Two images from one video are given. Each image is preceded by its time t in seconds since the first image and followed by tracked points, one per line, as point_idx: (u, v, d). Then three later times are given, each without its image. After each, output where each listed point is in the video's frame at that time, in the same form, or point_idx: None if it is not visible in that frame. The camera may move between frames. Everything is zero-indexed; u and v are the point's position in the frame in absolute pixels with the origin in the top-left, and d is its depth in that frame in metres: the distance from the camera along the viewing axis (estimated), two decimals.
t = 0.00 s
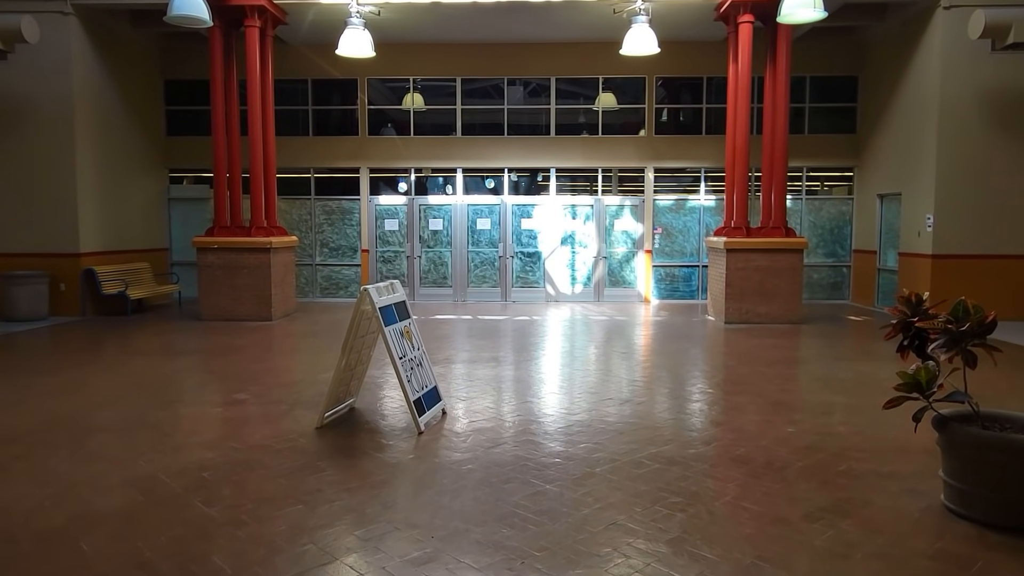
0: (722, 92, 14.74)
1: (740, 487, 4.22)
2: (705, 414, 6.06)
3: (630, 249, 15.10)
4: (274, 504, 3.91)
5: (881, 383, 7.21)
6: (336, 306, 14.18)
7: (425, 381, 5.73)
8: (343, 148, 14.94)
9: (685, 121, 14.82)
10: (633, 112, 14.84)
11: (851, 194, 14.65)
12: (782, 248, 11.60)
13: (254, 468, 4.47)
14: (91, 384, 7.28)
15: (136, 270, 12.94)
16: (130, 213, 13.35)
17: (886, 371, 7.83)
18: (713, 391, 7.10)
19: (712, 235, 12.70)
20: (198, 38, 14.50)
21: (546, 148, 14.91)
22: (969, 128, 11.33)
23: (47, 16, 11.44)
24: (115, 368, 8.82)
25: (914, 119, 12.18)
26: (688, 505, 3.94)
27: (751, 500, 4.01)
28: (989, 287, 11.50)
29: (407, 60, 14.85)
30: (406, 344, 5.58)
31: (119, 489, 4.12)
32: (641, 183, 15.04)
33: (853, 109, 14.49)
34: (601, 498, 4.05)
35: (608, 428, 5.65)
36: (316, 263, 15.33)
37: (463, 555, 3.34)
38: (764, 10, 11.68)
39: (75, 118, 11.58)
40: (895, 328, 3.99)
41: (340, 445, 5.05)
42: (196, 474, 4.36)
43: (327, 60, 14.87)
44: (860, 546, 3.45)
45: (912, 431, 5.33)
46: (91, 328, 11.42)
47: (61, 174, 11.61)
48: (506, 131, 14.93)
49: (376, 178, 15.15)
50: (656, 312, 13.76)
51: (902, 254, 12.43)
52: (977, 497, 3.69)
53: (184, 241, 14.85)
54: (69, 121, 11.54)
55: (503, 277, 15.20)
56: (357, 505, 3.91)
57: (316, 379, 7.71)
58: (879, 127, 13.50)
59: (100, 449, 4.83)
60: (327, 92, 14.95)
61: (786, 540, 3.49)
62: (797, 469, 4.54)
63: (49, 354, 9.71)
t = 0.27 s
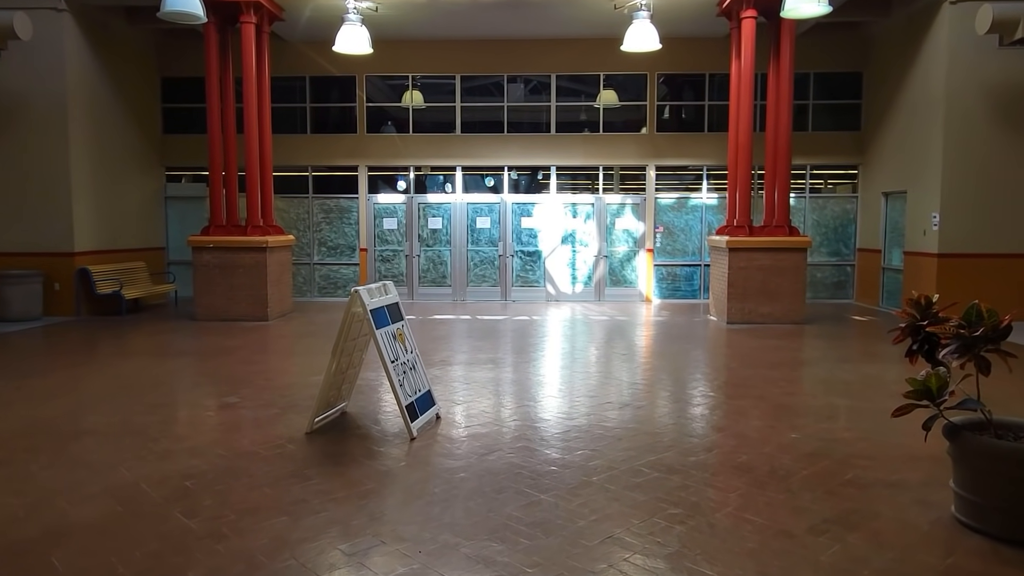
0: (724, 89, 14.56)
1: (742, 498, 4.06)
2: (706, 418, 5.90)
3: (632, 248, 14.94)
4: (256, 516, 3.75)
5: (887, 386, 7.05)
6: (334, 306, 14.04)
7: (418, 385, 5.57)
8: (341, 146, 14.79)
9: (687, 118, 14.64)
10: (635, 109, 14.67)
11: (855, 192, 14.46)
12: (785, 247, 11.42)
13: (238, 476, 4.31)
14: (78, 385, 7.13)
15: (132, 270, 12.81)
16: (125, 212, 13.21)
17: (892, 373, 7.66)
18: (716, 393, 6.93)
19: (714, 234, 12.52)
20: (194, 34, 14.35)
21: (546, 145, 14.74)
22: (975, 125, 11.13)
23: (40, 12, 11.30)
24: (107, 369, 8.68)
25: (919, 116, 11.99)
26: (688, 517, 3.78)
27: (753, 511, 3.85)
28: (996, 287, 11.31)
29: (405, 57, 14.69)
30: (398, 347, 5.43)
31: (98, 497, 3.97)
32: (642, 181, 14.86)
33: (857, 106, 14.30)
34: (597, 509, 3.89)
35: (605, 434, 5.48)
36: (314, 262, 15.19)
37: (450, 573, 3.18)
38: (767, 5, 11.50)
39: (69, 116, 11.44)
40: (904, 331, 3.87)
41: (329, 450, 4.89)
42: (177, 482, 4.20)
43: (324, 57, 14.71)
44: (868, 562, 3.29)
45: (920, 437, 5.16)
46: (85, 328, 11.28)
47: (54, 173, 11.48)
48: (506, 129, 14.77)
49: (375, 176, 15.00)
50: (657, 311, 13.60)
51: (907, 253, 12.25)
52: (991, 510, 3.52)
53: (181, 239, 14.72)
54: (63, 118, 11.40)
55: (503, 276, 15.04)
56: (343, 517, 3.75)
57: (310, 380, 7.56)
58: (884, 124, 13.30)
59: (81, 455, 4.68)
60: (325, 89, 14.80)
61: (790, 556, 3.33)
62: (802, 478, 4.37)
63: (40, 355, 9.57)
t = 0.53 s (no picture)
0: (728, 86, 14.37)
1: (742, 505, 3.90)
2: (707, 421, 5.74)
3: (634, 246, 14.77)
4: (234, 523, 3.60)
5: (893, 387, 6.87)
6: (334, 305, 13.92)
7: (410, 386, 5.42)
8: (340, 143, 14.67)
9: (691, 115, 14.46)
10: (637, 106, 14.49)
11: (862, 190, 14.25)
12: (790, 246, 11.23)
13: (220, 481, 4.17)
14: (67, 384, 7.01)
15: (129, 268, 12.71)
16: (123, 210, 13.11)
17: (899, 374, 7.47)
18: (718, 395, 6.76)
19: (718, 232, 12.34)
20: (193, 31, 14.24)
21: (548, 143, 14.58)
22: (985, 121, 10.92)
23: (35, 8, 11.21)
24: (100, 368, 8.57)
25: (927, 113, 11.78)
26: (685, 526, 3.62)
27: (753, 520, 3.69)
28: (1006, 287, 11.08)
29: (405, 54, 14.54)
30: (389, 347, 5.28)
31: (73, 503, 3.83)
32: (645, 178, 14.69)
33: (864, 102, 14.08)
34: (590, 517, 3.73)
35: (602, 436, 5.32)
36: (314, 261, 15.07)
37: None
38: None
39: (64, 112, 11.34)
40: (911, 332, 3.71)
41: (316, 453, 4.74)
42: (156, 486, 4.06)
43: (324, 53, 14.58)
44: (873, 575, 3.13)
45: (928, 442, 4.99)
46: (81, 327, 11.18)
47: (50, 170, 11.38)
48: (507, 126, 14.61)
49: (375, 174, 14.86)
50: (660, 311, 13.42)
51: (915, 252, 12.05)
52: (1002, 520, 3.35)
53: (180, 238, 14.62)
54: (59, 115, 11.31)
55: (505, 275, 14.89)
56: (325, 524, 3.60)
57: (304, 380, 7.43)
58: (891, 121, 13.09)
59: (60, 458, 4.55)
60: (324, 86, 14.67)
61: (790, 568, 3.17)
62: (804, 484, 4.21)
63: (34, 354, 9.46)
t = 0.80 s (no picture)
0: (742, 81, 14.12)
1: (747, 516, 3.72)
2: (714, 425, 5.55)
3: (645, 245, 14.57)
4: (217, 531, 3.48)
5: (909, 391, 6.64)
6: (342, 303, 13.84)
7: (406, 389, 5.28)
8: (348, 141, 14.58)
9: (704, 112, 14.23)
10: (649, 103, 14.28)
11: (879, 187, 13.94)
12: (803, 245, 10.98)
13: (207, 487, 4.05)
14: (66, 383, 6.94)
15: (137, 266, 12.68)
16: (131, 209, 13.09)
17: (916, 377, 7.23)
18: (727, 398, 6.56)
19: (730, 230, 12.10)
20: (201, 29, 14.20)
21: (558, 140, 14.40)
22: (1006, 116, 10.61)
23: (42, 7, 11.19)
24: (102, 367, 8.51)
25: (946, 108, 11.49)
26: (686, 539, 3.45)
27: (757, 533, 3.51)
28: None
29: (414, 51, 14.42)
30: (386, 348, 5.15)
31: (54, 509, 3.72)
32: (656, 176, 14.47)
33: (881, 98, 13.78)
34: (586, 529, 3.57)
35: (603, 441, 5.14)
36: (322, 259, 15.00)
37: None
38: None
39: (71, 110, 11.32)
40: (926, 335, 3.53)
41: (308, 458, 4.61)
42: (141, 492, 3.95)
43: (332, 51, 14.50)
44: None
45: (945, 451, 4.78)
46: (87, 325, 11.15)
47: (57, 169, 11.37)
48: (516, 123, 14.45)
49: (384, 172, 14.76)
50: (671, 311, 13.21)
51: (932, 250, 11.75)
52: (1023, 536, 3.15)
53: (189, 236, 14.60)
54: (66, 113, 11.29)
55: (514, 273, 14.73)
56: (310, 533, 3.46)
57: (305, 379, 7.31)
58: (909, 116, 12.79)
59: (47, 461, 4.45)
60: (332, 83, 14.58)
61: None
62: (813, 494, 4.03)
63: (38, 352, 9.43)
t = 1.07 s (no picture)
0: (754, 74, 13.88)
1: (753, 521, 3.57)
2: (721, 425, 5.39)
3: (655, 240, 14.39)
4: (202, 534, 3.36)
5: (924, 390, 6.44)
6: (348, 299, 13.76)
7: (404, 386, 5.15)
8: (355, 136, 14.47)
9: (715, 105, 14.00)
10: (659, 96, 14.07)
11: (894, 181, 13.67)
12: (816, 240, 10.76)
13: (195, 487, 3.94)
14: (66, 378, 6.88)
15: (143, 261, 12.65)
16: (137, 203, 13.05)
17: (931, 376, 7.03)
18: (734, 396, 6.39)
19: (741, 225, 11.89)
20: (207, 22, 14.13)
21: (566, 134, 14.23)
22: None
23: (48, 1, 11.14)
24: (104, 361, 8.45)
25: (963, 100, 11.22)
26: (689, 545, 3.31)
27: (763, 540, 3.36)
28: None
29: (421, 44, 14.28)
30: (383, 345, 5.02)
31: (38, 509, 3.62)
32: (666, 170, 14.27)
33: (896, 90, 13.50)
34: (584, 534, 3.43)
35: (605, 440, 4.98)
36: (329, 255, 14.93)
37: None
38: None
39: (77, 105, 11.27)
40: (942, 332, 3.38)
41: (302, 457, 4.50)
42: (128, 493, 3.84)
43: (338, 44, 14.38)
44: None
45: (961, 453, 4.60)
46: (93, 320, 11.12)
47: (63, 163, 11.33)
48: (524, 117, 14.29)
49: (391, 167, 14.65)
50: (681, 307, 13.03)
51: (948, 246, 11.50)
52: None
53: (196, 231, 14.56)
54: (71, 108, 11.24)
55: (521, 269, 14.59)
56: (297, 537, 3.34)
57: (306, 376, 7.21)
58: (925, 109, 12.51)
59: (37, 459, 4.36)
60: (339, 77, 14.47)
61: None
62: (823, 498, 3.87)
63: (42, 346, 9.40)
